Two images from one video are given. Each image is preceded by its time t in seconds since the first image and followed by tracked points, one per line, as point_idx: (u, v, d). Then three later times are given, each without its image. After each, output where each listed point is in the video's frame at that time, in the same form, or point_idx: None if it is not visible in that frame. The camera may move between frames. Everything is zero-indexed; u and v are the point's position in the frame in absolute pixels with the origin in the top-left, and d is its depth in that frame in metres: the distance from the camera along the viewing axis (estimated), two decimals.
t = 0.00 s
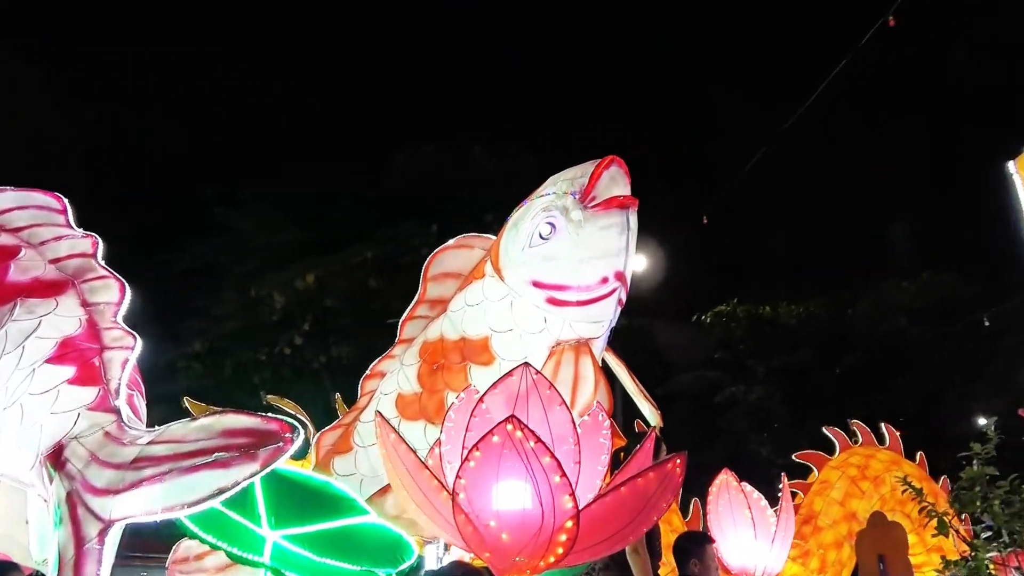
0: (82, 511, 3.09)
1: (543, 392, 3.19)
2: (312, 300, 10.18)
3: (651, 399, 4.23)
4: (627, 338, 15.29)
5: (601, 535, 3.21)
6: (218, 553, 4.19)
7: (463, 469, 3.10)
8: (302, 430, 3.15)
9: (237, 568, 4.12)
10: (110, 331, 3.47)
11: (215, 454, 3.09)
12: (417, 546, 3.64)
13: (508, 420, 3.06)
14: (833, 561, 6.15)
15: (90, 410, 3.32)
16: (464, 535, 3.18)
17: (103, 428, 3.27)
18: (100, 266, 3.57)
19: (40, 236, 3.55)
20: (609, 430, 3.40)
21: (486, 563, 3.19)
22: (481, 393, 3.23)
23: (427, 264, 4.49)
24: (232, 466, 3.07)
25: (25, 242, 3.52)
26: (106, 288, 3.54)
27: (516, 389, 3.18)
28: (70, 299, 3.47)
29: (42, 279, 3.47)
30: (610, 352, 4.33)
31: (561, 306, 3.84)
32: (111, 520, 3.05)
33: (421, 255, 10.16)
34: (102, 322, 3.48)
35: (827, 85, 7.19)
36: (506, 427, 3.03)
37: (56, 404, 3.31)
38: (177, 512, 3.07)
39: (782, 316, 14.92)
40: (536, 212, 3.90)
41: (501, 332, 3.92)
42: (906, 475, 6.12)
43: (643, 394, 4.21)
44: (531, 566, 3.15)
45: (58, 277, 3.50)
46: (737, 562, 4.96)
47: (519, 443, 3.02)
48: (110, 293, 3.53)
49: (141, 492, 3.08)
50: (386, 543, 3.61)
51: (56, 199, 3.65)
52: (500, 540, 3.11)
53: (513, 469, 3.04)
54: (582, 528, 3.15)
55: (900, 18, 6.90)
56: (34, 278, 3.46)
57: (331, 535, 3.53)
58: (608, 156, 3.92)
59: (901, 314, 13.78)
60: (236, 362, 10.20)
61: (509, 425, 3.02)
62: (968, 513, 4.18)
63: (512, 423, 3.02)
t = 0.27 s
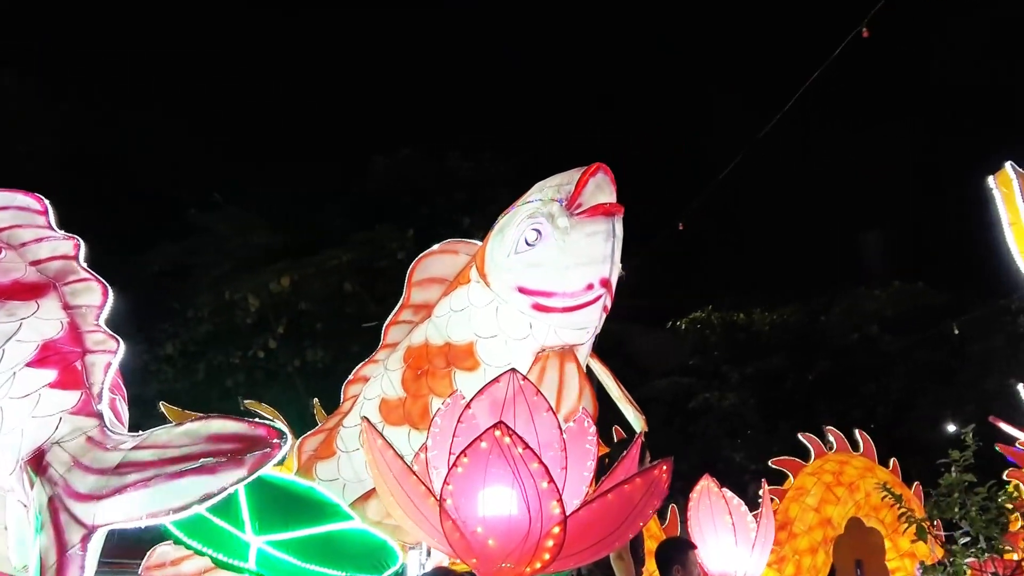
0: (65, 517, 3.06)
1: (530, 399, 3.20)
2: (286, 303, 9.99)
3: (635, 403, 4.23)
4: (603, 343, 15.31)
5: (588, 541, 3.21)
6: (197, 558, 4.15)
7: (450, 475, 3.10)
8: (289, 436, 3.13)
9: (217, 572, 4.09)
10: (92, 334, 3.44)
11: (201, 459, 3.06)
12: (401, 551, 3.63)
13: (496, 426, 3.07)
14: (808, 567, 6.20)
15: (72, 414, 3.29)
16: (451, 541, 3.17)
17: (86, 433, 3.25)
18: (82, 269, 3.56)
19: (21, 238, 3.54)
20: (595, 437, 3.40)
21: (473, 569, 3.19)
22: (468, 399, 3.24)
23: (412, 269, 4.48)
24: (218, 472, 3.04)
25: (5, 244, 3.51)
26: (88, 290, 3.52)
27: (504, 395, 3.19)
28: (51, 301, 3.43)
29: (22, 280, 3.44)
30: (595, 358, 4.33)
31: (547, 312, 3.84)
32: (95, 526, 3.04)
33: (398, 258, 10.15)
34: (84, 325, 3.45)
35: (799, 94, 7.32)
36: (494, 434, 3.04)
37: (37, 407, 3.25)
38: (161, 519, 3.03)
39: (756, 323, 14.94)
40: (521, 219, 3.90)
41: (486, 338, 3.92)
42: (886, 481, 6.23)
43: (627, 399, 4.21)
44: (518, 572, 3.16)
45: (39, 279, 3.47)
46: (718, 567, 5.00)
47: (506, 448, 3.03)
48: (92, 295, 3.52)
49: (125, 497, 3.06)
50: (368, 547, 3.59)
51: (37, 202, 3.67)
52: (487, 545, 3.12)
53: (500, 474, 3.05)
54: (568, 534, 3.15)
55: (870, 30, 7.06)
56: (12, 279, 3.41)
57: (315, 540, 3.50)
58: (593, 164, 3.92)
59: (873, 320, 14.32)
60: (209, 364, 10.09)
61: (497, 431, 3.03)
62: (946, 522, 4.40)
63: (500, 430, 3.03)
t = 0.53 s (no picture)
0: (44, 523, 3.03)
1: (515, 404, 3.20)
2: (262, 305, 9.91)
3: (619, 408, 4.24)
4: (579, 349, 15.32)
5: (573, 546, 3.21)
6: (173, 563, 4.11)
7: (436, 481, 3.10)
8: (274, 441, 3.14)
9: None
10: (73, 337, 3.38)
11: (185, 464, 3.04)
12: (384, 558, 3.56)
13: (482, 431, 3.06)
14: (784, 571, 6.17)
15: (51, 418, 3.25)
16: (435, 546, 3.17)
17: (65, 436, 3.22)
18: (61, 271, 3.49)
19: None
20: (579, 442, 3.40)
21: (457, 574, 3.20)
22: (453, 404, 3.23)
23: (395, 274, 4.47)
24: (202, 477, 3.01)
25: None
26: (68, 293, 3.45)
27: (489, 400, 3.19)
28: (30, 304, 3.35)
29: None
30: (579, 363, 4.33)
31: (530, 318, 3.85)
32: (75, 531, 2.98)
33: (375, 262, 10.06)
34: (63, 328, 3.40)
35: (776, 101, 7.35)
36: (480, 439, 3.03)
37: (16, 411, 3.22)
38: (143, 524, 2.99)
39: (732, 329, 15.00)
40: (505, 224, 3.90)
41: (469, 343, 3.92)
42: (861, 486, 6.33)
43: (611, 404, 4.22)
44: None
45: (17, 281, 3.38)
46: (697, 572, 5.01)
47: (492, 454, 3.03)
48: (72, 297, 3.44)
49: (106, 502, 3.01)
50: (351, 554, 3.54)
51: (14, 200, 3.57)
52: (472, 550, 3.12)
53: (486, 480, 3.05)
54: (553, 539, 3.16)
55: (846, 39, 7.12)
56: None
57: (296, 546, 3.50)
58: (577, 170, 3.94)
59: (847, 328, 14.45)
60: (183, 368, 9.96)
61: (483, 436, 3.03)
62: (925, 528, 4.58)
63: (486, 435, 3.02)
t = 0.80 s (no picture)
0: (20, 527, 3.02)
1: (499, 408, 3.20)
2: (237, 307, 9.84)
3: (600, 412, 4.26)
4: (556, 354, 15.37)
5: (555, 551, 3.22)
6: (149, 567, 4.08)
7: (419, 485, 3.09)
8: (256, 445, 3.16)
9: None
10: (50, 338, 3.32)
11: (165, 469, 3.05)
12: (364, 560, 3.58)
13: (466, 436, 3.07)
14: None
15: (29, 421, 3.20)
16: (416, 551, 3.15)
17: (43, 439, 3.18)
18: (39, 271, 3.43)
19: None
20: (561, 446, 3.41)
21: None
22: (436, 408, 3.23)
23: (376, 278, 4.45)
24: (182, 481, 3.03)
25: None
26: (46, 294, 3.40)
27: (473, 404, 3.19)
28: (6, 304, 3.30)
29: None
30: (560, 368, 4.35)
31: (512, 322, 3.85)
32: (53, 535, 2.99)
33: (351, 265, 10.00)
34: (40, 330, 3.33)
35: (754, 109, 7.42)
36: (463, 443, 3.04)
37: None
38: (123, 528, 3.00)
39: (708, 334, 15.14)
40: (489, 229, 3.91)
41: (451, 347, 3.91)
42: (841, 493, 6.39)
43: (592, 408, 4.24)
44: None
45: None
46: None
47: (476, 457, 3.03)
48: (49, 299, 3.39)
49: (85, 507, 3.02)
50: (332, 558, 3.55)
51: None
52: (454, 556, 3.11)
53: (469, 484, 3.05)
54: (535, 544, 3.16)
55: (823, 49, 7.21)
56: None
57: (276, 550, 3.48)
58: (561, 176, 3.95)
59: (820, 335, 14.59)
60: (156, 370, 9.87)
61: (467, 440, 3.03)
62: (903, 532, 4.61)
63: (470, 440, 3.03)
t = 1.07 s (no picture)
0: None
1: (479, 412, 3.20)
2: (213, 308, 9.75)
3: (581, 416, 4.25)
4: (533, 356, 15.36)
5: (536, 555, 3.21)
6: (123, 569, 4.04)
7: (400, 488, 3.08)
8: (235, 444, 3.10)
9: None
10: (26, 339, 3.28)
11: (143, 470, 3.01)
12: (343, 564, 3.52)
13: (447, 439, 3.06)
14: None
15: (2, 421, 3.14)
16: (396, 554, 3.15)
17: (16, 440, 3.13)
18: (15, 270, 3.38)
19: None
20: (542, 450, 3.39)
21: None
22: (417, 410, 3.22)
23: (357, 279, 4.43)
24: (161, 483, 3.00)
25: None
26: (21, 293, 3.35)
27: (454, 407, 3.19)
28: None
29: None
30: (541, 372, 4.35)
31: (493, 325, 3.85)
32: (28, 537, 2.96)
33: (329, 267, 9.94)
34: (15, 330, 3.28)
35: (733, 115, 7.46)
36: (445, 447, 3.03)
37: None
38: (101, 530, 2.98)
39: (685, 338, 15.15)
40: (470, 232, 3.90)
41: (433, 350, 3.91)
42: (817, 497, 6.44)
43: (573, 412, 4.24)
44: None
45: None
46: None
47: (457, 461, 3.03)
48: (26, 298, 3.34)
49: (61, 509, 2.98)
50: (310, 562, 3.50)
51: None
52: (434, 559, 3.11)
53: (450, 488, 3.04)
54: (515, 548, 3.16)
55: (800, 57, 7.28)
56: None
57: (254, 553, 3.46)
58: (543, 179, 3.94)
59: (796, 340, 14.72)
60: (130, 370, 9.76)
61: (448, 444, 3.02)
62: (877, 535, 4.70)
63: (451, 443, 3.02)
